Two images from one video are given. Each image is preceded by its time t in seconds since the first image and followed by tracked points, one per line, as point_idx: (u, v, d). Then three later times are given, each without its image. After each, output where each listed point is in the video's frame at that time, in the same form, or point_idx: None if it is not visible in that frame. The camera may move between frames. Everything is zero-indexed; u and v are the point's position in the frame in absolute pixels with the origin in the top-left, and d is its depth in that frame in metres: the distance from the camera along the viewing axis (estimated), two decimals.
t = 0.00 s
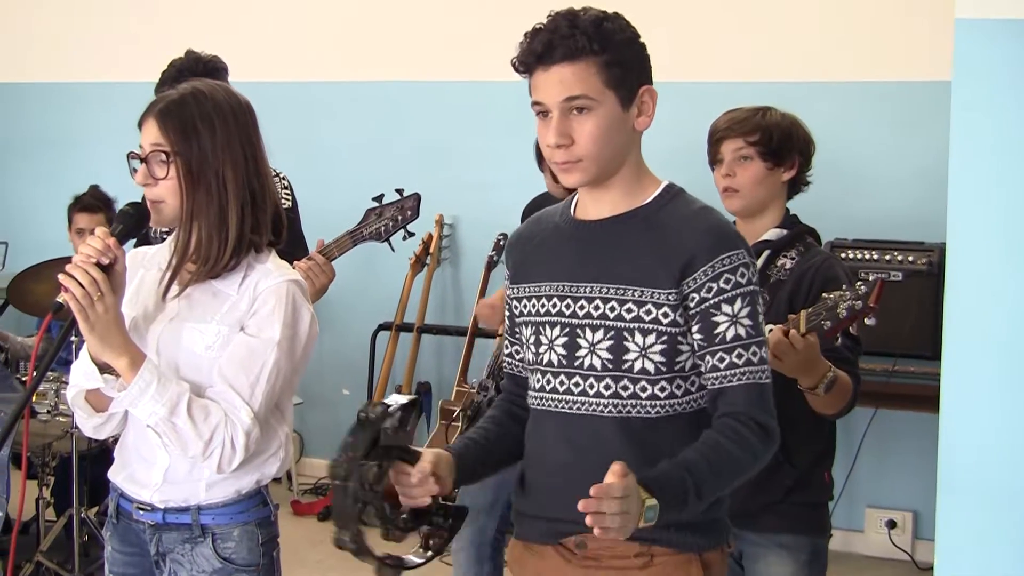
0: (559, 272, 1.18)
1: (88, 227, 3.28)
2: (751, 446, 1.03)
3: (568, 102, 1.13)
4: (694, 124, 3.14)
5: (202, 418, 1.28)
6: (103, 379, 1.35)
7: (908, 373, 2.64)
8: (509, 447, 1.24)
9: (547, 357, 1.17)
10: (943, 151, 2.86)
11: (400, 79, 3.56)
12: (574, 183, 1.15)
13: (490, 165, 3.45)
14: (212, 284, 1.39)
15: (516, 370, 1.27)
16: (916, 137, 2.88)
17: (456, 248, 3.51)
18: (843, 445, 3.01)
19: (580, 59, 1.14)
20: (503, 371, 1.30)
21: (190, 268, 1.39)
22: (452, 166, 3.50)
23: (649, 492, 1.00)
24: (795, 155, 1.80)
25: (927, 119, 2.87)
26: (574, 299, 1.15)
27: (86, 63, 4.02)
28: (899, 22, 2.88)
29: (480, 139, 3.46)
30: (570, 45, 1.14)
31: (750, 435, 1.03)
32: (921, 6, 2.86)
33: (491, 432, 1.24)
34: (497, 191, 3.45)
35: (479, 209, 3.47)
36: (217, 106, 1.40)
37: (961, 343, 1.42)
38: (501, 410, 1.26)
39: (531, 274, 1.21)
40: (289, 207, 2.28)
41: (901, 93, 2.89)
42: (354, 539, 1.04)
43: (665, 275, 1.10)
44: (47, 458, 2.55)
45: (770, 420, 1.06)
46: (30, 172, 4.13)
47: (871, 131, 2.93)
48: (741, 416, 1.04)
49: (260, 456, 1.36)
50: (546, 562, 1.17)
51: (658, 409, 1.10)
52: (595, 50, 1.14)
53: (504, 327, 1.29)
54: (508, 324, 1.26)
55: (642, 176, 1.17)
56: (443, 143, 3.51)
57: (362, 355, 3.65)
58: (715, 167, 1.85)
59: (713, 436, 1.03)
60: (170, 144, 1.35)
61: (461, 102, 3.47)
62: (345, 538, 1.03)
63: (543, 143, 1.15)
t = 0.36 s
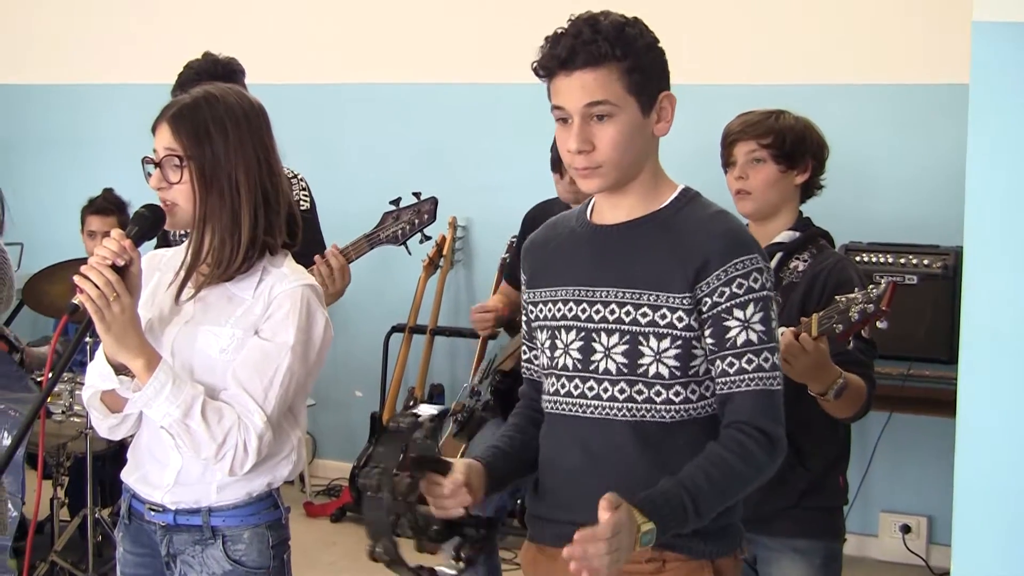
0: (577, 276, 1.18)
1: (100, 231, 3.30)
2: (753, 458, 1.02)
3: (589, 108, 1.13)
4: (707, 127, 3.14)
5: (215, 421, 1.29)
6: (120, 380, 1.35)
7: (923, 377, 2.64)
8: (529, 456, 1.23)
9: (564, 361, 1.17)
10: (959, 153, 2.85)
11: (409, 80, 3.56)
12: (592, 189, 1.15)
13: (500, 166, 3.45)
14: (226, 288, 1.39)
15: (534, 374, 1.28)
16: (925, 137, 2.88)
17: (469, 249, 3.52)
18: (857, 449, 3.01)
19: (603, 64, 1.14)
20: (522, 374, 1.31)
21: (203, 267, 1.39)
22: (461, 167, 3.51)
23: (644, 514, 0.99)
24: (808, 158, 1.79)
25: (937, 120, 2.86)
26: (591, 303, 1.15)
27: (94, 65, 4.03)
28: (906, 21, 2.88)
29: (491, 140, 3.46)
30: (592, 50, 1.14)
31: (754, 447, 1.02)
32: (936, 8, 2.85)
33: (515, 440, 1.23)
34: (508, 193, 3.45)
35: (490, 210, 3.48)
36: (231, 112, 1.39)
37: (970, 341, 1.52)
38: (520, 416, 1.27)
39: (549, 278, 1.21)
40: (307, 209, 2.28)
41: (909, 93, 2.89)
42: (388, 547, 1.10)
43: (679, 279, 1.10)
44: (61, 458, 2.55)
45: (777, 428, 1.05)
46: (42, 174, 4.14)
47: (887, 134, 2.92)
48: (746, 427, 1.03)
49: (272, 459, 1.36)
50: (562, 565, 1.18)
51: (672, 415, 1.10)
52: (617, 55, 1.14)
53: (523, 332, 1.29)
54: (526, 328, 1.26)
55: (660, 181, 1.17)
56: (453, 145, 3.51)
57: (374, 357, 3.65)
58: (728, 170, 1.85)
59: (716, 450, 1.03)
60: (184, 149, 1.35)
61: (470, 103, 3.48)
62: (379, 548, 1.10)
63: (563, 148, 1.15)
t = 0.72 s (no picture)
0: (603, 278, 1.18)
1: (114, 233, 3.29)
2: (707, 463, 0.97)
3: (613, 114, 1.13)
4: (727, 130, 3.14)
5: (236, 420, 1.29)
6: (139, 381, 1.35)
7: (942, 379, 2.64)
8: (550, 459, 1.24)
9: (585, 362, 1.18)
10: (979, 156, 2.84)
11: (427, 82, 3.57)
12: (617, 192, 1.16)
13: (517, 168, 3.45)
14: (243, 286, 1.40)
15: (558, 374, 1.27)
16: (943, 140, 2.88)
17: (487, 249, 3.53)
18: (876, 452, 3.00)
19: (626, 70, 1.13)
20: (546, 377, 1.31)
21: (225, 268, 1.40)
22: (478, 169, 3.51)
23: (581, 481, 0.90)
24: (827, 161, 1.79)
25: (954, 122, 2.86)
26: (613, 306, 1.16)
27: (113, 67, 4.04)
28: (923, 23, 2.88)
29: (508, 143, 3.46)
30: (615, 56, 1.13)
31: (709, 448, 0.98)
32: (958, 11, 2.84)
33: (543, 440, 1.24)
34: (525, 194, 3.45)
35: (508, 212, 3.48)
36: (247, 113, 1.40)
37: (992, 354, 1.56)
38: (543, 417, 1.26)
39: (578, 279, 1.22)
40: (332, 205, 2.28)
41: (926, 95, 2.89)
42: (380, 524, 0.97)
43: (694, 283, 1.09)
44: (80, 459, 2.56)
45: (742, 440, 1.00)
46: (63, 176, 4.16)
47: (908, 137, 2.92)
48: (711, 429, 1.00)
49: (292, 459, 1.36)
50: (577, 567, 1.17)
51: (682, 421, 1.09)
52: (641, 61, 1.13)
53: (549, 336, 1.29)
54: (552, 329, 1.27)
55: (688, 184, 1.17)
56: (469, 147, 3.52)
57: (392, 359, 3.65)
58: (746, 171, 1.84)
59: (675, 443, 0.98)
60: (201, 150, 1.36)
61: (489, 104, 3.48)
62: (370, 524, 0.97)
63: (587, 154, 1.15)
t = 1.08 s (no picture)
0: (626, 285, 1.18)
1: (140, 234, 3.31)
2: (800, 477, 1.01)
3: (631, 118, 1.13)
4: (755, 130, 3.13)
5: (264, 421, 1.29)
6: (167, 378, 1.36)
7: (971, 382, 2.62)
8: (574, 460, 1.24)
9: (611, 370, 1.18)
10: (1009, 157, 2.83)
11: (453, 82, 3.57)
12: (634, 197, 1.15)
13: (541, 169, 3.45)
14: (274, 289, 1.40)
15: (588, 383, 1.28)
16: (970, 140, 2.86)
17: (513, 251, 3.51)
18: (903, 455, 2.99)
19: (644, 73, 1.13)
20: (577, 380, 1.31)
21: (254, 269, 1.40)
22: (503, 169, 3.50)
23: (698, 541, 0.99)
24: (854, 163, 1.78)
25: (981, 122, 2.85)
26: (637, 313, 1.15)
27: (140, 66, 4.05)
28: (950, 23, 2.87)
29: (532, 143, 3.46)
30: (635, 59, 1.13)
31: (800, 466, 1.01)
32: (989, 10, 2.82)
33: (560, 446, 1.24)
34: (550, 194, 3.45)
35: (535, 213, 3.47)
36: (279, 115, 1.40)
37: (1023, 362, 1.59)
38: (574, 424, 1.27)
39: (600, 285, 1.22)
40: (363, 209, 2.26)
41: (952, 95, 2.88)
42: None
43: (722, 293, 1.08)
44: (107, 457, 2.58)
45: (823, 445, 1.03)
46: (90, 175, 4.17)
47: (937, 138, 2.90)
48: (793, 445, 1.02)
49: (319, 462, 1.36)
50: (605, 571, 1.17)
51: (716, 428, 1.10)
52: (660, 64, 1.13)
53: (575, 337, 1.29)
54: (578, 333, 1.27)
55: (708, 189, 1.16)
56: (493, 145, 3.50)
57: (418, 359, 3.66)
58: (772, 172, 1.84)
59: (764, 469, 1.02)
60: (232, 152, 1.36)
61: (515, 104, 3.48)
62: None
63: (606, 157, 1.14)
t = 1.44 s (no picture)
0: (653, 285, 1.17)
1: (167, 234, 3.32)
2: (828, 475, 1.01)
3: (660, 118, 1.12)
4: (779, 130, 3.13)
5: (291, 419, 1.29)
6: (193, 380, 1.35)
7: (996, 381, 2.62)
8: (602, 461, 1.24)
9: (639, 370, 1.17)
10: None
11: (479, 83, 3.58)
12: (663, 199, 1.14)
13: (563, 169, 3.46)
14: (299, 288, 1.40)
15: (613, 381, 1.27)
16: (985, 138, 2.88)
17: (538, 251, 3.52)
18: (927, 456, 2.98)
19: (673, 73, 1.12)
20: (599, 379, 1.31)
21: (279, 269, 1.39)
22: (528, 169, 3.52)
23: (725, 538, 0.99)
24: (879, 161, 1.77)
25: (1000, 120, 2.85)
26: (665, 313, 1.15)
27: (176, 67, 4.10)
28: (975, 24, 2.87)
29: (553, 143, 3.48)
30: (662, 60, 1.12)
31: (827, 465, 1.01)
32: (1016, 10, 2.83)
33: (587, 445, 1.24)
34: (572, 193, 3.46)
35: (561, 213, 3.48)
36: (306, 113, 1.40)
37: None
38: (600, 421, 1.26)
39: (627, 284, 1.21)
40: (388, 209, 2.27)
41: (967, 94, 2.89)
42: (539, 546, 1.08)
43: (755, 292, 1.08)
44: (130, 457, 2.59)
45: (852, 446, 1.04)
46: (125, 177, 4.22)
47: (962, 138, 2.91)
48: (822, 445, 1.02)
49: (346, 460, 1.35)
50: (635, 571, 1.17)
51: (744, 427, 1.10)
52: (688, 63, 1.12)
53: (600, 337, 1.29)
54: (604, 334, 1.27)
55: (736, 189, 1.16)
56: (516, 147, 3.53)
57: (439, 359, 3.66)
58: (796, 173, 1.84)
59: (791, 468, 1.02)
60: (260, 150, 1.35)
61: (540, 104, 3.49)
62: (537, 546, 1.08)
63: (635, 158, 1.13)
